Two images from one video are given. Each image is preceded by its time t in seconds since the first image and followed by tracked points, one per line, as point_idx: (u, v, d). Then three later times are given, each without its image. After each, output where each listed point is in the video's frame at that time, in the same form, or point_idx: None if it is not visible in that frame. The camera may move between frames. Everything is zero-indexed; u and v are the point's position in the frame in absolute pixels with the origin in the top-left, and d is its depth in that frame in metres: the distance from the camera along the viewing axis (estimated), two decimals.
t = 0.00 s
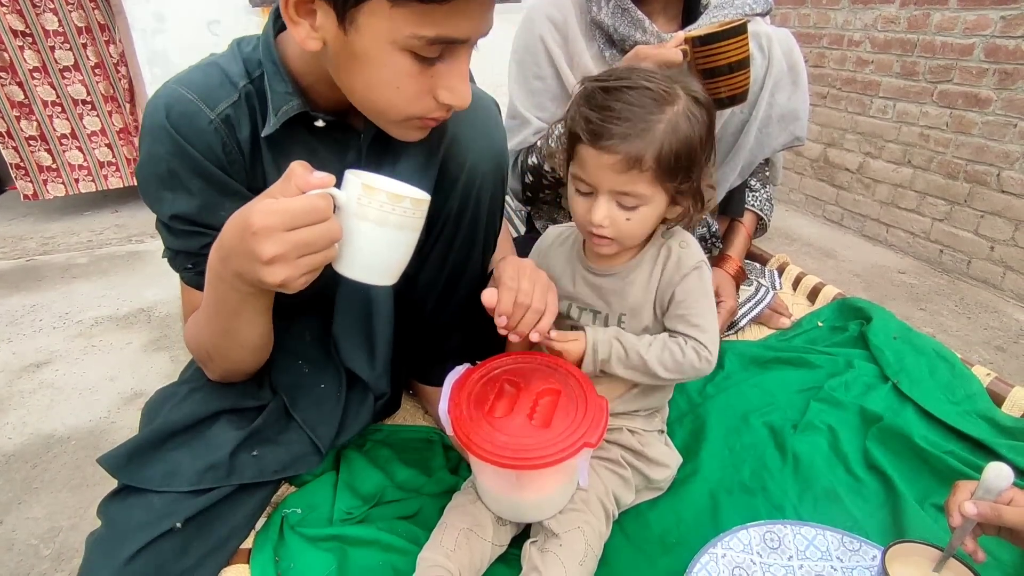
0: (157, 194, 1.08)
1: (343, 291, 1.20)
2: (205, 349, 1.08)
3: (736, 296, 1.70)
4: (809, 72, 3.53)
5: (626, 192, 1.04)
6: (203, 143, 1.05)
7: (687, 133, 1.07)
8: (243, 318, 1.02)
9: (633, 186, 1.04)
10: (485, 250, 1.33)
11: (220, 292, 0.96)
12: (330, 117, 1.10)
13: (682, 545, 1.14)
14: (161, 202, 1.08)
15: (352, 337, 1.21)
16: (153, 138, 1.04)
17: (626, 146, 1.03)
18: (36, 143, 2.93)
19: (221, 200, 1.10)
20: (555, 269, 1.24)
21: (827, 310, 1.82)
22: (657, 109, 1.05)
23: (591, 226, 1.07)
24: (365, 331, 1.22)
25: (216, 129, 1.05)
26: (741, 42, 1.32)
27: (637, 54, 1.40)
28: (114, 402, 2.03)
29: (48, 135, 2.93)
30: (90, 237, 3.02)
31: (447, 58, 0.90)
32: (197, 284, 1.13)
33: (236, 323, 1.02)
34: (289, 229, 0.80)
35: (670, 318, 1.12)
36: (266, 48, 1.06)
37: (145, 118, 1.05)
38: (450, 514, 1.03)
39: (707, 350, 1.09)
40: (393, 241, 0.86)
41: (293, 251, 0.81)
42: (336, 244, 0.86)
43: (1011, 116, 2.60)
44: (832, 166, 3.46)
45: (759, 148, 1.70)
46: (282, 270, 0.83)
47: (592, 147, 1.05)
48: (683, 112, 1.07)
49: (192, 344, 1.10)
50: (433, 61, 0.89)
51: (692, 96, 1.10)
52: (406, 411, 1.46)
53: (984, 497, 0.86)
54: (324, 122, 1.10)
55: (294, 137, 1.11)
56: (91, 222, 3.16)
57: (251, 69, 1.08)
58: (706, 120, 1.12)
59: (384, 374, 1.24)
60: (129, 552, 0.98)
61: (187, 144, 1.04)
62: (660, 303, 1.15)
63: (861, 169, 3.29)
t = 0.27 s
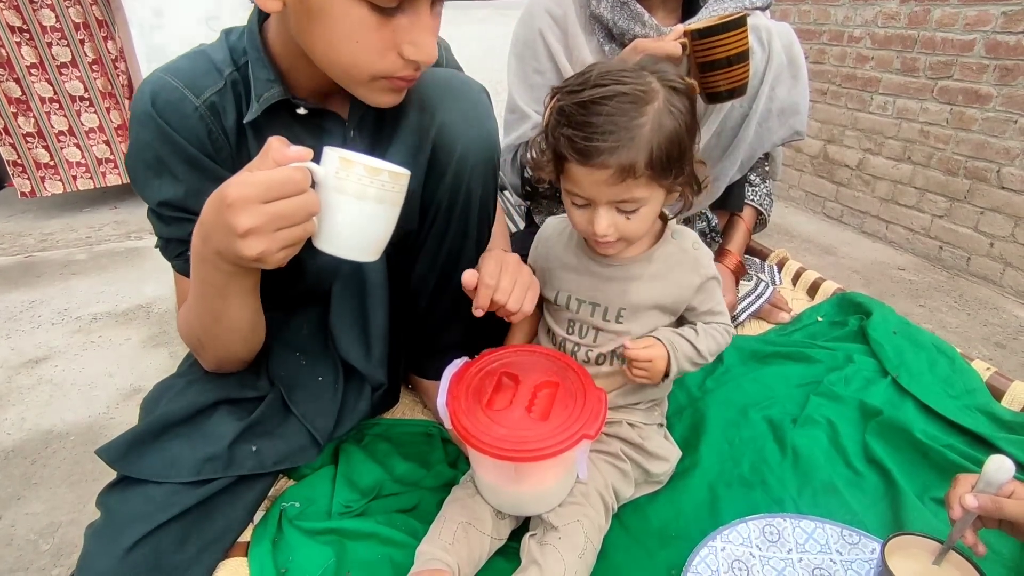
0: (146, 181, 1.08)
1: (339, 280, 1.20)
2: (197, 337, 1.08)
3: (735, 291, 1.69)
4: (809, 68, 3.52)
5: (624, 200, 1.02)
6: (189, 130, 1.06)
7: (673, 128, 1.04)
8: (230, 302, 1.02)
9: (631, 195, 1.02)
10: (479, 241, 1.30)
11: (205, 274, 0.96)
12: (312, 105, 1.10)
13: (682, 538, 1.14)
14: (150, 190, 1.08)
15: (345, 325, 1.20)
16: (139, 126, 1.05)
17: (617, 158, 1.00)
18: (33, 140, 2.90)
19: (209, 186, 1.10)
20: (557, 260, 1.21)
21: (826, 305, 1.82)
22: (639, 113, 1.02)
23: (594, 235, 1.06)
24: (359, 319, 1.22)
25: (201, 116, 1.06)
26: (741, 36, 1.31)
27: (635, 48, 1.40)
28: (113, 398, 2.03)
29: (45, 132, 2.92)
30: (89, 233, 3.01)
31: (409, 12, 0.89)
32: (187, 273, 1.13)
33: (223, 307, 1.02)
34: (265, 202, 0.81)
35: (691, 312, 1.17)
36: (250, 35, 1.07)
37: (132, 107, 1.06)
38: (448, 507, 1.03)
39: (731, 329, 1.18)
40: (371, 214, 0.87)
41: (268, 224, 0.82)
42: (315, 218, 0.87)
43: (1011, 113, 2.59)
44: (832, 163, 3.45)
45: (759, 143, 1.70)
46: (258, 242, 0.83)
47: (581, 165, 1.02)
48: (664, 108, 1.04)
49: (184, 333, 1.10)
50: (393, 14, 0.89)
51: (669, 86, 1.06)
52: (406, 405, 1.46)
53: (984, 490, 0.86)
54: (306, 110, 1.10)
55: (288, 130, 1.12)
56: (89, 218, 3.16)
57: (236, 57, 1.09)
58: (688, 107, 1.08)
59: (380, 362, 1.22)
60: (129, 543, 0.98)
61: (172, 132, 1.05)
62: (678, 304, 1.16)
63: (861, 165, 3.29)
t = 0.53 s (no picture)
0: (139, 173, 1.08)
1: (338, 270, 1.20)
2: (194, 328, 1.08)
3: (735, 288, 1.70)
4: (810, 65, 3.51)
5: (618, 198, 1.02)
6: (179, 122, 1.07)
7: (663, 124, 1.03)
8: (222, 291, 1.01)
9: (625, 193, 1.02)
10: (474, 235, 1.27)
11: (194, 261, 0.95)
12: (297, 94, 1.12)
13: (681, 534, 1.14)
14: (142, 182, 1.08)
15: (342, 317, 1.21)
16: (129, 118, 1.05)
17: (609, 158, 1.00)
18: (31, 137, 2.92)
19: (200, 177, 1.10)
20: (552, 257, 1.21)
21: (826, 301, 1.81)
22: (628, 111, 1.02)
23: (590, 234, 1.05)
24: (358, 312, 1.22)
25: (190, 107, 1.07)
26: (740, 30, 1.31)
27: (634, 42, 1.39)
28: (112, 394, 2.03)
29: (44, 129, 2.92)
30: (88, 230, 3.01)
31: None
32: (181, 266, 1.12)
33: (217, 295, 1.02)
34: (249, 184, 0.80)
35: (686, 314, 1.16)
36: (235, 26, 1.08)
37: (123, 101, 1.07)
38: (447, 503, 1.03)
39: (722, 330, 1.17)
40: (355, 194, 0.89)
41: (253, 206, 0.81)
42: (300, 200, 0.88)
43: (1012, 109, 2.59)
44: (833, 160, 3.45)
45: (759, 138, 1.70)
46: (244, 224, 0.82)
47: (573, 167, 1.01)
48: (654, 105, 1.04)
49: (182, 326, 1.10)
50: None
51: (657, 82, 1.06)
52: (405, 401, 1.46)
53: (984, 485, 0.86)
54: (291, 99, 1.12)
55: (275, 119, 1.12)
56: (88, 216, 3.16)
57: (223, 49, 1.10)
58: (677, 101, 1.08)
59: (378, 354, 1.21)
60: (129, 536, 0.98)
61: (162, 123, 1.05)
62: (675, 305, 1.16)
63: (861, 162, 3.28)
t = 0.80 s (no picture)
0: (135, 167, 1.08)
1: (340, 259, 1.22)
2: (192, 320, 1.08)
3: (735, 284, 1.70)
4: (810, 62, 3.51)
5: (618, 201, 1.02)
6: (171, 116, 1.07)
7: (659, 125, 1.03)
8: (216, 279, 1.02)
9: (624, 197, 1.02)
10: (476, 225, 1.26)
11: (185, 248, 0.96)
12: (286, 85, 1.13)
13: (682, 530, 1.14)
14: (137, 176, 1.08)
15: (343, 304, 1.21)
16: (122, 114, 1.06)
17: (608, 163, 0.99)
18: (30, 135, 2.91)
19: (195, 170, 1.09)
20: (553, 256, 1.21)
21: (826, 298, 1.81)
22: (624, 114, 1.01)
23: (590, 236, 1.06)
24: (361, 299, 1.23)
25: (182, 102, 1.07)
26: (741, 26, 1.31)
27: (635, 38, 1.39)
28: (113, 391, 2.03)
29: (43, 127, 2.92)
30: (88, 228, 3.01)
31: None
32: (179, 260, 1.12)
33: (211, 284, 1.02)
34: (229, 164, 0.82)
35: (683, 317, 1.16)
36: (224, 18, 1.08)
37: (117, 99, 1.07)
38: (447, 499, 1.03)
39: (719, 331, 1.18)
40: (337, 173, 0.89)
41: (234, 186, 0.82)
42: (282, 180, 0.88)
43: (1012, 107, 2.58)
44: (833, 157, 3.45)
45: (760, 135, 1.69)
46: (225, 205, 0.83)
47: (572, 173, 1.01)
48: (649, 106, 1.03)
49: (181, 318, 1.10)
50: None
51: (652, 81, 1.05)
52: (406, 397, 1.46)
53: (985, 482, 0.86)
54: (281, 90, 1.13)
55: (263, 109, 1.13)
56: (88, 213, 3.15)
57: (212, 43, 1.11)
58: (672, 99, 1.07)
59: (379, 343, 1.22)
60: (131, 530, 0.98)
61: (155, 118, 1.05)
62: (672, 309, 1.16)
63: (861, 160, 3.28)
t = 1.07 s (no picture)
0: (137, 162, 1.08)
1: (343, 256, 1.24)
2: (192, 313, 1.08)
3: (735, 282, 1.70)
4: (811, 60, 3.50)
5: (621, 204, 1.02)
6: (173, 112, 1.07)
7: (662, 129, 1.03)
8: (215, 268, 1.02)
9: (628, 199, 1.02)
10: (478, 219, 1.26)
11: (184, 238, 0.97)
12: (286, 77, 1.13)
13: (681, 527, 1.14)
14: (139, 171, 1.08)
15: (347, 300, 1.22)
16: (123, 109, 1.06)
17: (612, 167, 0.99)
18: (30, 133, 2.91)
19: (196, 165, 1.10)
20: (552, 257, 1.21)
21: (826, 296, 1.81)
22: (629, 117, 1.00)
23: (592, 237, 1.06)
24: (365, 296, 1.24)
25: (183, 96, 1.07)
26: (741, 24, 1.31)
27: (635, 36, 1.39)
28: (113, 389, 2.03)
29: (43, 126, 2.92)
30: (88, 226, 3.01)
31: None
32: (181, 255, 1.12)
33: (209, 274, 1.02)
34: (221, 147, 0.82)
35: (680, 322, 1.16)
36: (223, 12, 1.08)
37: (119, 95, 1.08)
38: (448, 496, 1.03)
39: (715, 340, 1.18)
40: (328, 157, 0.89)
41: (225, 169, 0.83)
42: (274, 166, 0.88)
43: (1013, 105, 2.58)
44: (833, 156, 3.44)
45: (760, 133, 1.69)
46: (217, 188, 0.84)
47: (576, 176, 1.01)
48: (653, 109, 1.03)
49: (182, 311, 1.11)
50: None
51: (655, 83, 1.05)
52: (406, 394, 1.46)
53: (986, 479, 0.86)
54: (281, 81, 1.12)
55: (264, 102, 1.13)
56: (87, 212, 3.15)
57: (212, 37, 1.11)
58: (675, 101, 1.07)
59: (380, 337, 1.21)
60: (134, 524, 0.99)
61: (156, 114, 1.06)
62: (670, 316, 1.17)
63: (862, 158, 3.28)
